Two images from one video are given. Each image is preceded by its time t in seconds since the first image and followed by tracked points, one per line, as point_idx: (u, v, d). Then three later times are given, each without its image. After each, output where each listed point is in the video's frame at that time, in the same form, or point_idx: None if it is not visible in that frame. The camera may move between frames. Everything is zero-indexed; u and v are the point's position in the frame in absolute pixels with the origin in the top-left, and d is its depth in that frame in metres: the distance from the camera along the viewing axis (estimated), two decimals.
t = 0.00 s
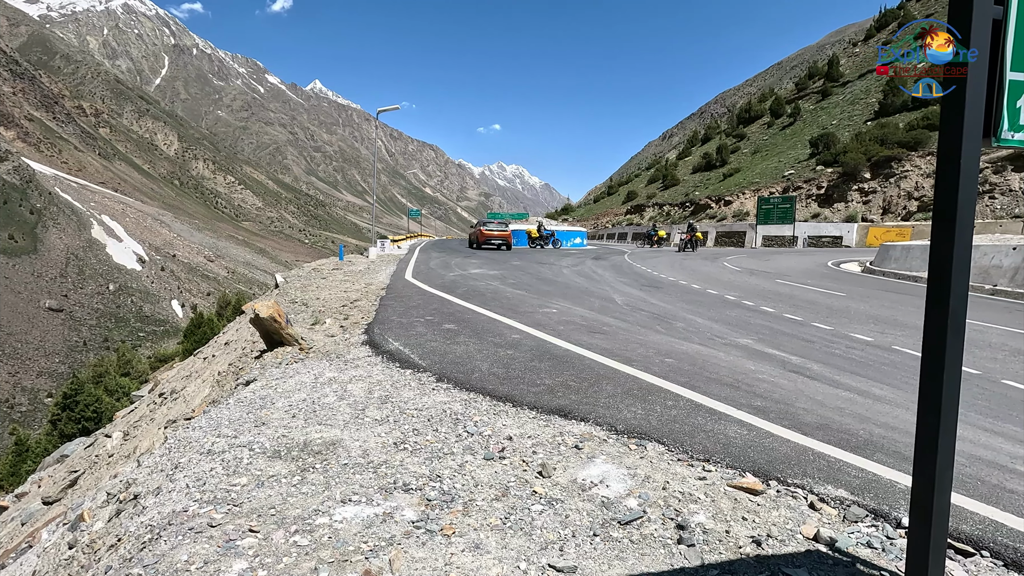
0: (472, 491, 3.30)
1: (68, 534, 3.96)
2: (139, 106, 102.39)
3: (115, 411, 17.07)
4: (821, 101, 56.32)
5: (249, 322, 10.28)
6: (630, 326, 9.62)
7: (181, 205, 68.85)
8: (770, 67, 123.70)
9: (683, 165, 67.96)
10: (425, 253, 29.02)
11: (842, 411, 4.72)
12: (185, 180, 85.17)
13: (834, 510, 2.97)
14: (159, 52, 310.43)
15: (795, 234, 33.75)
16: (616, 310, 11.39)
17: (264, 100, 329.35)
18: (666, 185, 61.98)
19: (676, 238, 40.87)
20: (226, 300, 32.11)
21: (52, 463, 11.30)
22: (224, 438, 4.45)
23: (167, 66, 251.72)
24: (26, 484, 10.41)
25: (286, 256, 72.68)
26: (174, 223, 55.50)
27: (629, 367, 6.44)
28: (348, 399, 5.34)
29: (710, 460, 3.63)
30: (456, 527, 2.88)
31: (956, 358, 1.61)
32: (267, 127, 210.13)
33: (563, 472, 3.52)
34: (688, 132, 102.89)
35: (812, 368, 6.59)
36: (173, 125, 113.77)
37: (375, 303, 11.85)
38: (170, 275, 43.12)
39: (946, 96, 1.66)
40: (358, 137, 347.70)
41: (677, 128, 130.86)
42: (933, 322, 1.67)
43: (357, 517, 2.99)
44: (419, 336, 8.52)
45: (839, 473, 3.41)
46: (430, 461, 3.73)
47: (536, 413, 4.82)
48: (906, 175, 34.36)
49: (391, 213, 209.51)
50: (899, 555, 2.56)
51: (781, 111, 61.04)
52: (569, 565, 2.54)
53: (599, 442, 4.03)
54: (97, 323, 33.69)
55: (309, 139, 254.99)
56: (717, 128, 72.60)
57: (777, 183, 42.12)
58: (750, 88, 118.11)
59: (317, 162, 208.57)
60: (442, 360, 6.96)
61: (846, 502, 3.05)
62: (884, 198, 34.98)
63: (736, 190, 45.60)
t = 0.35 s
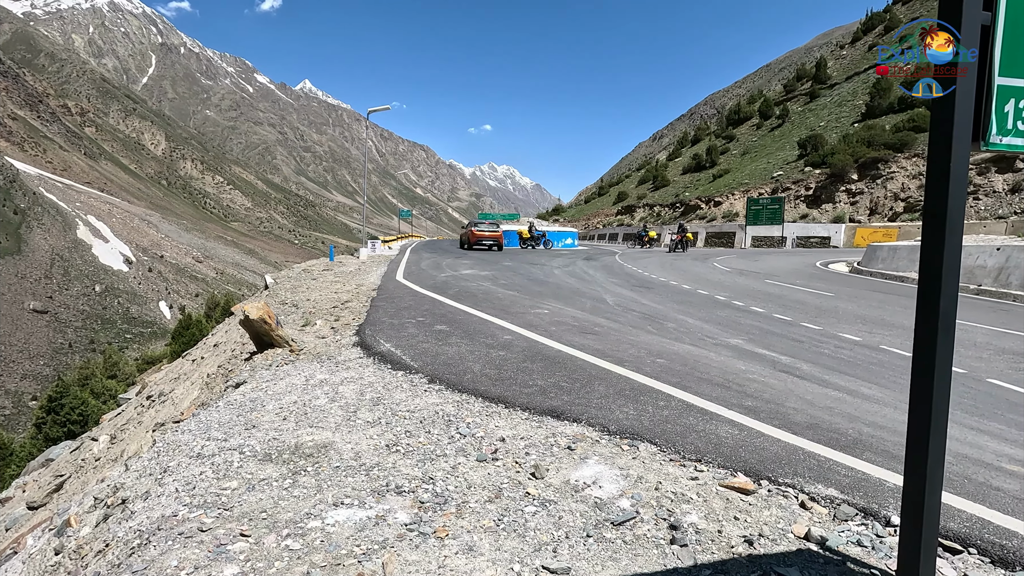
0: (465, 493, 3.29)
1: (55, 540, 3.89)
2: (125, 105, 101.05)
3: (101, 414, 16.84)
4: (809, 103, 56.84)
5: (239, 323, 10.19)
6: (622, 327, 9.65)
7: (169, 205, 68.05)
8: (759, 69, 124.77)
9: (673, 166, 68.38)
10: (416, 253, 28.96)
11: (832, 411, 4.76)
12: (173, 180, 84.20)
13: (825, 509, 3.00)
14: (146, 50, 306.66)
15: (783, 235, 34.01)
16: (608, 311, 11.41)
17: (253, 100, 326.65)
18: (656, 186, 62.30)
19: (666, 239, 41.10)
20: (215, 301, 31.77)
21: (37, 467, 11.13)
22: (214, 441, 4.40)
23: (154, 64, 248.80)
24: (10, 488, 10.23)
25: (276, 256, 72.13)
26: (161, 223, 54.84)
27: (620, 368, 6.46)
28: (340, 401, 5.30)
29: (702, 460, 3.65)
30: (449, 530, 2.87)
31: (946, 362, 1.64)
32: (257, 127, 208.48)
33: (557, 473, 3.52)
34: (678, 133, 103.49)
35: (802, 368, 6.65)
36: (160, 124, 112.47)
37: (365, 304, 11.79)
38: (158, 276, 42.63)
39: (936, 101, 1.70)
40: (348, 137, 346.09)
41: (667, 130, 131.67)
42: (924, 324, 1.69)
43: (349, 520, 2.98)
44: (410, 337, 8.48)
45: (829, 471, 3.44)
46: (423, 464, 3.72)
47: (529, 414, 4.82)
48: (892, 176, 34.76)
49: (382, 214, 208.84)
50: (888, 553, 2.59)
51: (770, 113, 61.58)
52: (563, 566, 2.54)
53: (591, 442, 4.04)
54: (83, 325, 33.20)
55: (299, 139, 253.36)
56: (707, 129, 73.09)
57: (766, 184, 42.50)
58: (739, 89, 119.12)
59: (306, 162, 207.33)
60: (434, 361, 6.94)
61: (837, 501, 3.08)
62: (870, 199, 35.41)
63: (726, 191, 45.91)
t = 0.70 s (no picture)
0: (458, 494, 3.28)
1: (37, 545, 3.81)
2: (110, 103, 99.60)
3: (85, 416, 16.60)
4: (797, 105, 57.43)
5: (227, 324, 10.07)
6: (613, 327, 9.69)
7: (155, 205, 67.19)
8: (748, 72, 126.12)
9: (662, 167, 68.79)
10: (406, 253, 28.84)
11: (821, 410, 4.80)
12: (159, 179, 83.17)
13: (815, 508, 3.02)
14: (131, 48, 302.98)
15: (772, 236, 34.26)
16: (598, 311, 11.45)
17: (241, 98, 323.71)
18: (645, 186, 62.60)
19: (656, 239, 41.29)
20: (202, 302, 31.44)
21: (18, 470, 10.93)
22: (202, 443, 4.34)
23: (139, 62, 245.56)
24: None
25: (264, 256, 71.52)
26: (147, 223, 54.15)
27: (612, 368, 6.48)
28: (331, 402, 5.26)
29: (694, 460, 3.67)
30: (441, 532, 2.86)
31: (941, 361, 1.65)
32: (245, 126, 206.55)
33: (549, 474, 3.52)
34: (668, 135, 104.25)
35: (791, 367, 6.71)
36: (146, 123, 110.96)
37: (356, 305, 11.74)
38: (144, 276, 42.07)
39: (927, 102, 1.73)
40: (338, 136, 344.32)
41: (657, 131, 132.50)
42: (916, 325, 1.71)
43: (342, 522, 2.96)
44: (402, 337, 8.46)
45: (819, 471, 3.47)
46: (415, 465, 3.70)
47: (521, 414, 4.83)
48: (878, 177, 35.25)
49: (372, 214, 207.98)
50: (878, 551, 2.62)
51: (759, 115, 62.13)
52: (557, 568, 2.54)
53: (584, 442, 4.05)
54: (67, 326, 32.64)
55: (288, 138, 251.45)
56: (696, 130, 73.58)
57: (755, 185, 42.89)
58: (728, 92, 120.30)
59: (295, 162, 205.88)
60: (425, 362, 6.91)
61: (828, 500, 3.11)
62: (857, 201, 35.87)
63: (715, 192, 46.24)
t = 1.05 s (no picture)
0: (449, 495, 3.26)
1: (18, 551, 3.74)
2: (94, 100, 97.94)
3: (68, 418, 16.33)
4: (784, 107, 58.05)
5: (214, 325, 9.94)
6: (603, 327, 9.72)
7: (140, 204, 66.23)
8: (735, 74, 127.44)
9: (651, 168, 69.17)
10: (396, 254, 28.66)
11: (809, 410, 4.86)
12: (144, 177, 81.98)
13: (804, 507, 3.05)
14: (116, 45, 298.58)
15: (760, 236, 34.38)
16: (588, 311, 11.48)
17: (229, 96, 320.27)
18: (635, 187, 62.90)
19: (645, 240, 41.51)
20: (188, 302, 31.05)
21: None
22: (189, 446, 4.27)
23: (124, 59, 242.05)
24: None
25: (252, 256, 70.84)
26: (132, 222, 53.37)
27: (602, 368, 6.49)
28: (320, 404, 5.22)
29: (685, 460, 3.69)
30: (433, 533, 2.84)
31: (931, 361, 1.67)
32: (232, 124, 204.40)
33: (540, 475, 3.52)
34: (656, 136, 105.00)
35: (779, 367, 6.78)
36: (131, 120, 109.39)
37: (345, 305, 11.67)
38: (128, 276, 41.46)
39: (920, 99, 1.76)
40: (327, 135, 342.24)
41: (646, 132, 133.25)
42: (909, 327, 1.73)
43: (331, 525, 2.93)
44: (391, 338, 8.42)
45: (808, 470, 3.50)
46: (405, 466, 3.67)
47: (512, 414, 4.82)
48: (864, 179, 35.74)
49: (361, 213, 207.06)
50: (866, 550, 2.65)
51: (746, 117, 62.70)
52: (548, 569, 2.54)
53: (574, 443, 4.05)
54: (49, 326, 32.05)
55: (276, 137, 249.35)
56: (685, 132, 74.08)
57: (743, 187, 43.27)
58: (716, 94, 121.39)
59: (284, 161, 204.30)
60: (415, 362, 6.88)
61: (816, 499, 3.14)
62: (843, 202, 36.32)
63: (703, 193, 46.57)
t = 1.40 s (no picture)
0: (443, 497, 3.24)
1: None
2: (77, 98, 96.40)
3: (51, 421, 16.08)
4: (772, 109, 58.57)
5: (203, 324, 9.83)
6: (594, 327, 9.73)
7: (126, 203, 65.27)
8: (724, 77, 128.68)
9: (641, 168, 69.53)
10: (386, 254, 28.51)
11: (800, 409, 4.88)
12: (130, 176, 80.83)
13: (796, 506, 3.07)
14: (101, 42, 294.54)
15: (748, 237, 34.43)
16: (579, 312, 11.50)
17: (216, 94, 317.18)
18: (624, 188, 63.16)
19: (635, 240, 41.69)
20: (175, 302, 30.66)
21: None
22: (177, 448, 4.20)
23: (110, 56, 238.82)
24: None
25: (240, 256, 70.18)
26: (117, 221, 52.62)
27: (595, 368, 6.48)
28: (310, 404, 5.17)
29: (677, 459, 3.70)
30: (426, 534, 2.82)
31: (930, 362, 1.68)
32: (219, 122, 202.31)
33: (534, 475, 3.50)
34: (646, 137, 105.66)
35: (769, 366, 6.82)
36: (116, 118, 107.91)
37: (335, 305, 11.60)
38: (114, 276, 40.87)
39: (920, 98, 1.77)
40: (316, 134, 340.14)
41: (635, 133, 133.99)
42: (908, 327, 1.74)
43: (324, 527, 2.90)
44: (383, 338, 8.36)
45: (800, 469, 3.53)
46: (398, 467, 3.65)
47: (505, 415, 4.79)
48: (850, 181, 36.19)
49: (350, 213, 206.30)
50: (859, 548, 2.67)
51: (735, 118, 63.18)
52: (542, 569, 2.53)
53: (568, 443, 4.05)
54: (32, 327, 31.49)
55: (265, 136, 247.25)
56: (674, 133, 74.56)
57: (731, 188, 43.61)
58: (705, 96, 122.40)
59: (272, 160, 202.77)
60: (406, 362, 6.85)
61: (809, 498, 3.16)
62: (830, 204, 36.74)
63: (693, 194, 46.84)
